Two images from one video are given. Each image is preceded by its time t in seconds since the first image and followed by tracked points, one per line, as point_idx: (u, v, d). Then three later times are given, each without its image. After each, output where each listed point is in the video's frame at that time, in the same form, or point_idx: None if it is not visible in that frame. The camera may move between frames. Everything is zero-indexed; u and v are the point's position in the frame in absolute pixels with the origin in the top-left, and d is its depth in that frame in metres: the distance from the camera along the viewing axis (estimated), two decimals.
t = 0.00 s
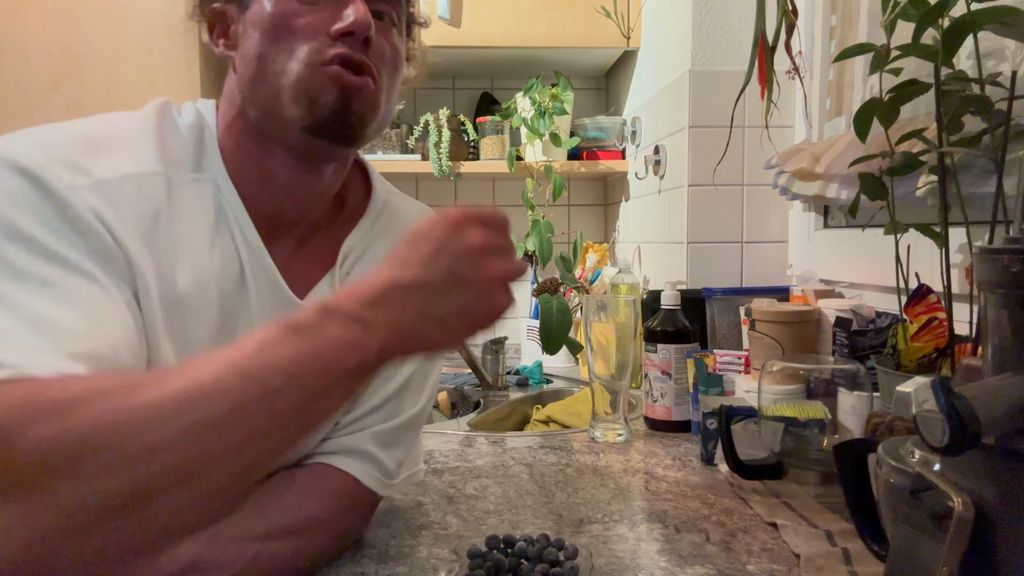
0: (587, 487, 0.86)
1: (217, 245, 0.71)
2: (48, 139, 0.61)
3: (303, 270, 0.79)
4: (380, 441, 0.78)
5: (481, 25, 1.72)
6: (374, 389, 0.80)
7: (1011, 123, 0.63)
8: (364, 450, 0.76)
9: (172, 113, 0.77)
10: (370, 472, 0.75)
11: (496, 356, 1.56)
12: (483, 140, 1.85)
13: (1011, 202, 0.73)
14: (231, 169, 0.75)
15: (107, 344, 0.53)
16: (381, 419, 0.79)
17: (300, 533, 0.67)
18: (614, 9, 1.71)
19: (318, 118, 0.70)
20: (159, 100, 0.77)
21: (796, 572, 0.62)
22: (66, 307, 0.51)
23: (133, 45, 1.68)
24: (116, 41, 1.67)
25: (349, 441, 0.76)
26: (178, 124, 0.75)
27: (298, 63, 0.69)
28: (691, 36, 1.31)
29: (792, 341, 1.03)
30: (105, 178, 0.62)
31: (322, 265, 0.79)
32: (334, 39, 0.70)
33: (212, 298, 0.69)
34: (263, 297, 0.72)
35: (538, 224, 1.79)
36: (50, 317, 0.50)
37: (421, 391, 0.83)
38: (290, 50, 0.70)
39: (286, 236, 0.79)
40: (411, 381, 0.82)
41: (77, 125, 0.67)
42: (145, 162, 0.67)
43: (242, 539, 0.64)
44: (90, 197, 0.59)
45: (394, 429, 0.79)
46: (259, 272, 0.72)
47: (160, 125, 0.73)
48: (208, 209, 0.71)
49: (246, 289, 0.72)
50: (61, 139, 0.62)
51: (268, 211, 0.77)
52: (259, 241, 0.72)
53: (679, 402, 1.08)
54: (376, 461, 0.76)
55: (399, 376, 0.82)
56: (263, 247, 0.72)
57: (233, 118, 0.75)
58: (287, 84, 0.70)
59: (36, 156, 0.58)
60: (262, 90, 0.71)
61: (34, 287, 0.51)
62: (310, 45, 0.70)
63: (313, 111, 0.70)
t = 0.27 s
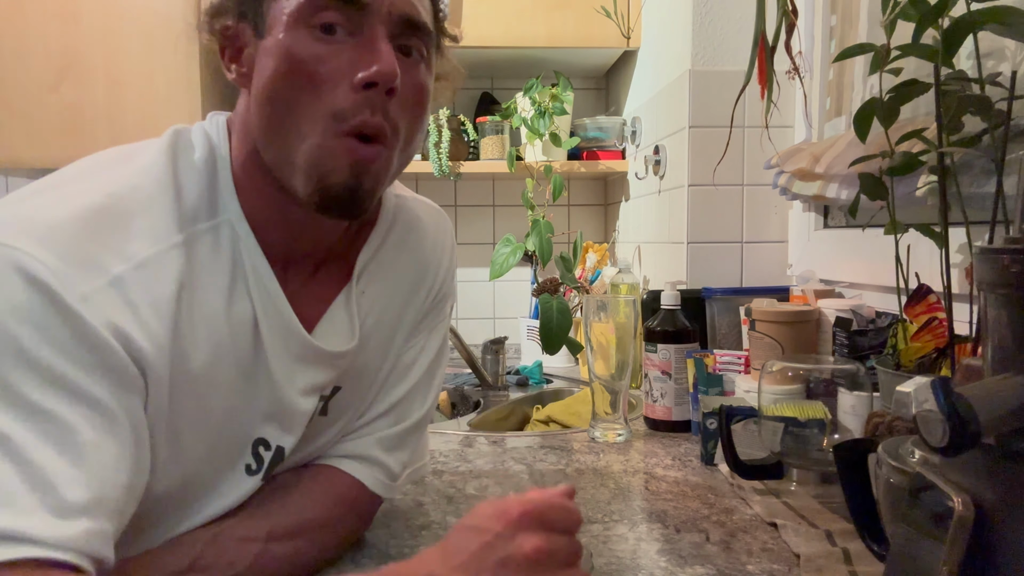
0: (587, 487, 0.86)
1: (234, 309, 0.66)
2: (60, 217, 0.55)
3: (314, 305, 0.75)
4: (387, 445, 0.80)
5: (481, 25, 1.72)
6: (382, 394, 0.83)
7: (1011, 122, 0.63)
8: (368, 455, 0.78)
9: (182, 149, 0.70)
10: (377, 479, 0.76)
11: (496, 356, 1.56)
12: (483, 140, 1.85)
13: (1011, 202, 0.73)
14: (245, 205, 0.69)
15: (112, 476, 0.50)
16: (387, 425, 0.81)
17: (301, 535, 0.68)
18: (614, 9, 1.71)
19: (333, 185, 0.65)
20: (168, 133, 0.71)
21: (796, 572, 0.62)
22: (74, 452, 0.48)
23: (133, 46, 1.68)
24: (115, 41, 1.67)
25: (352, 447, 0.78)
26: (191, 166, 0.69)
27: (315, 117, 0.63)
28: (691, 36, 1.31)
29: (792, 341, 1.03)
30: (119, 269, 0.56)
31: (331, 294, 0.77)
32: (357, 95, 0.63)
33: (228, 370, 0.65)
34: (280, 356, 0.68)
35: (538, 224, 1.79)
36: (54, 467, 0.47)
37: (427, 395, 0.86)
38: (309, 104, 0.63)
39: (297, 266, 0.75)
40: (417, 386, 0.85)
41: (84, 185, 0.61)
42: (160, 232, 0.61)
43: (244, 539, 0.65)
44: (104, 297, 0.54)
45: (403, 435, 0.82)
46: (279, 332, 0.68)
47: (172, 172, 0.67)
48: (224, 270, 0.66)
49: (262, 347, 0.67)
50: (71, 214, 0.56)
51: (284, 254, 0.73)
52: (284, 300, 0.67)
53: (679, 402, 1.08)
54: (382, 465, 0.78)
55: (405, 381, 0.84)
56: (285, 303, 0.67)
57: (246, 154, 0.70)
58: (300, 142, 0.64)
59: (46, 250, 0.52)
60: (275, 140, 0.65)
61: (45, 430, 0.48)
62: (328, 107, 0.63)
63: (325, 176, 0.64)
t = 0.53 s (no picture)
0: (587, 487, 0.86)
1: (232, 340, 0.66)
2: (51, 250, 0.55)
3: (318, 326, 0.76)
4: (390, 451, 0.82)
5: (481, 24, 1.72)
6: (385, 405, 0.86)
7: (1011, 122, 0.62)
8: (371, 461, 0.79)
9: (179, 172, 0.70)
10: (379, 482, 0.77)
11: (496, 356, 1.56)
12: (483, 140, 1.85)
13: (1011, 202, 0.73)
14: (244, 237, 0.68)
15: (99, 513, 0.51)
16: (389, 434, 0.83)
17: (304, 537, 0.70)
18: (614, 9, 1.71)
19: (318, 243, 0.64)
20: (165, 155, 0.70)
21: (796, 572, 0.62)
22: (57, 492, 0.49)
23: (133, 45, 1.68)
24: (115, 40, 1.67)
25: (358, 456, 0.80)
26: (188, 189, 0.68)
27: (300, 174, 0.62)
28: (691, 36, 1.31)
29: (792, 341, 1.03)
30: (112, 299, 0.56)
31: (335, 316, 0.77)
32: (343, 157, 0.61)
33: (225, 401, 0.64)
34: (285, 390, 0.68)
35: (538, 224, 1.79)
36: (36, 512, 0.47)
37: (428, 402, 0.89)
38: (295, 160, 0.62)
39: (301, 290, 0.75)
40: (420, 393, 0.87)
41: (76, 214, 0.61)
42: (154, 261, 0.61)
43: (250, 540, 0.68)
44: (95, 331, 0.54)
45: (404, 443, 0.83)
46: (282, 364, 0.67)
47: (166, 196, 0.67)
48: (222, 297, 0.66)
49: (266, 380, 0.67)
50: (63, 246, 0.56)
51: (291, 282, 0.73)
52: (286, 335, 0.66)
53: (679, 402, 1.08)
54: (384, 471, 0.79)
55: (408, 391, 0.86)
56: (287, 336, 0.66)
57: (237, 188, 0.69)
58: (282, 197, 0.63)
59: (36, 285, 0.52)
60: (263, 187, 0.64)
61: (31, 473, 0.48)
62: (316, 160, 0.62)
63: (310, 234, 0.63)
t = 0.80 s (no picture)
0: (587, 488, 0.86)
1: (231, 349, 0.65)
2: (47, 257, 0.54)
3: (322, 333, 0.76)
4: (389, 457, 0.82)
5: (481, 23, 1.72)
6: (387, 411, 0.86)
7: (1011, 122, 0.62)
8: (374, 467, 0.80)
9: (178, 178, 0.69)
10: (382, 488, 0.78)
11: (496, 356, 1.56)
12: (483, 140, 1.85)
13: (1011, 202, 0.73)
14: (245, 249, 0.68)
15: (90, 525, 0.51)
16: (391, 441, 0.84)
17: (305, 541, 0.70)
18: (614, 9, 1.71)
19: (321, 260, 0.64)
20: (164, 161, 0.70)
21: (796, 572, 0.62)
22: (48, 504, 0.48)
23: (133, 45, 1.68)
24: (115, 40, 1.67)
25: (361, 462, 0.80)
26: (187, 195, 0.68)
27: (300, 193, 0.62)
28: (691, 36, 1.31)
29: (793, 341, 1.03)
30: (109, 308, 0.56)
31: (340, 325, 0.77)
32: (343, 178, 0.61)
33: (223, 410, 0.64)
34: (287, 402, 0.68)
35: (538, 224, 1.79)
36: (25, 525, 0.47)
37: (430, 408, 0.89)
38: (295, 178, 0.62)
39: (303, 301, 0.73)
40: (420, 401, 0.88)
41: (73, 219, 0.60)
42: (151, 269, 0.61)
43: (250, 541, 0.68)
44: (90, 341, 0.54)
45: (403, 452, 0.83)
46: (282, 376, 0.67)
47: (165, 203, 0.66)
48: (220, 305, 0.65)
49: (266, 391, 0.67)
50: (60, 253, 0.55)
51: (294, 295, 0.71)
52: (288, 347, 0.66)
53: (679, 402, 1.08)
54: (387, 477, 0.79)
55: (411, 397, 0.87)
56: (288, 349, 0.66)
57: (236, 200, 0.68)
58: (282, 215, 0.63)
59: (31, 294, 0.51)
60: (263, 204, 0.64)
61: (22, 486, 0.48)
62: (316, 180, 0.61)
63: (312, 252, 0.63)
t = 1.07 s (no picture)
0: (587, 487, 0.86)
1: (240, 352, 0.65)
2: (59, 256, 0.54)
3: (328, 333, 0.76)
4: (394, 457, 0.82)
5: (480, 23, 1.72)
6: (392, 412, 0.86)
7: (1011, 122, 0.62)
8: (376, 468, 0.80)
9: (191, 179, 0.69)
10: (384, 488, 0.78)
11: (496, 356, 1.56)
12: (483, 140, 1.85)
13: (1011, 201, 0.73)
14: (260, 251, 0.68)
15: (100, 528, 0.50)
16: (396, 440, 0.84)
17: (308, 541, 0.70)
18: (614, 9, 1.71)
19: (343, 271, 0.64)
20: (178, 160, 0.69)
21: (797, 572, 0.62)
22: (58, 505, 0.48)
23: (133, 45, 1.67)
24: (115, 40, 1.67)
25: (365, 462, 0.80)
26: (199, 196, 0.67)
27: (326, 203, 0.62)
28: (691, 36, 1.30)
29: (793, 341, 1.03)
30: (122, 309, 0.55)
31: (347, 324, 0.77)
32: (371, 191, 0.62)
33: (234, 414, 0.64)
34: (294, 403, 0.68)
35: (538, 224, 1.79)
36: (32, 528, 0.47)
37: (434, 407, 0.89)
38: (323, 187, 0.62)
39: (313, 300, 0.74)
40: (424, 402, 0.88)
41: (86, 217, 0.59)
42: (164, 270, 0.60)
43: (252, 541, 0.69)
44: (104, 341, 0.53)
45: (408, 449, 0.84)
46: (292, 378, 0.67)
47: (177, 204, 0.66)
48: (230, 307, 0.65)
49: (276, 394, 0.67)
50: (72, 252, 0.55)
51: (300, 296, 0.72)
52: (297, 351, 0.66)
53: (679, 402, 1.07)
54: (389, 477, 0.79)
55: (416, 397, 0.87)
56: (298, 352, 0.66)
57: (256, 204, 0.68)
58: (306, 224, 0.64)
59: (44, 294, 0.51)
60: (286, 210, 0.65)
61: (32, 487, 0.48)
62: (343, 191, 0.62)
63: (334, 264, 0.64)
